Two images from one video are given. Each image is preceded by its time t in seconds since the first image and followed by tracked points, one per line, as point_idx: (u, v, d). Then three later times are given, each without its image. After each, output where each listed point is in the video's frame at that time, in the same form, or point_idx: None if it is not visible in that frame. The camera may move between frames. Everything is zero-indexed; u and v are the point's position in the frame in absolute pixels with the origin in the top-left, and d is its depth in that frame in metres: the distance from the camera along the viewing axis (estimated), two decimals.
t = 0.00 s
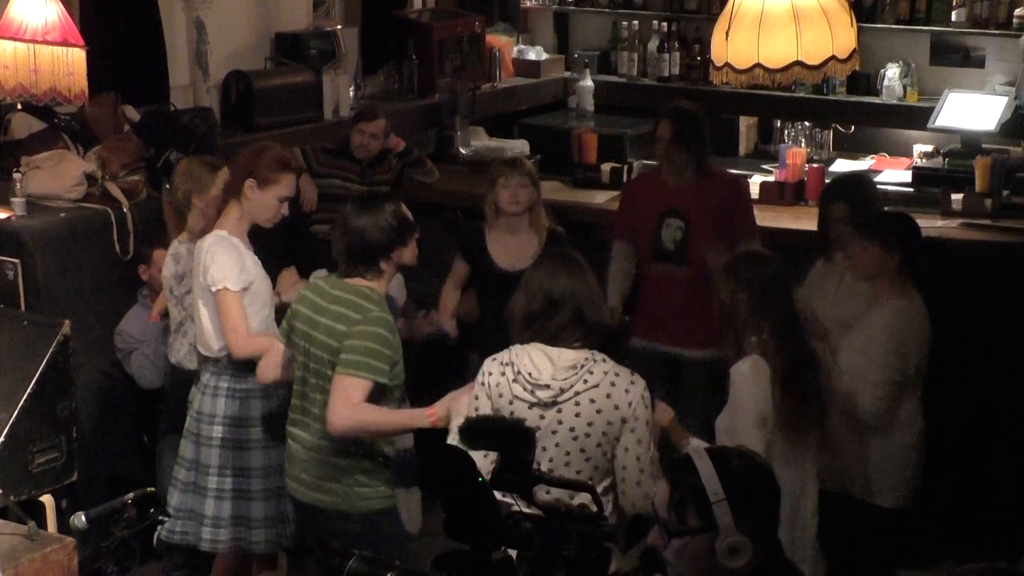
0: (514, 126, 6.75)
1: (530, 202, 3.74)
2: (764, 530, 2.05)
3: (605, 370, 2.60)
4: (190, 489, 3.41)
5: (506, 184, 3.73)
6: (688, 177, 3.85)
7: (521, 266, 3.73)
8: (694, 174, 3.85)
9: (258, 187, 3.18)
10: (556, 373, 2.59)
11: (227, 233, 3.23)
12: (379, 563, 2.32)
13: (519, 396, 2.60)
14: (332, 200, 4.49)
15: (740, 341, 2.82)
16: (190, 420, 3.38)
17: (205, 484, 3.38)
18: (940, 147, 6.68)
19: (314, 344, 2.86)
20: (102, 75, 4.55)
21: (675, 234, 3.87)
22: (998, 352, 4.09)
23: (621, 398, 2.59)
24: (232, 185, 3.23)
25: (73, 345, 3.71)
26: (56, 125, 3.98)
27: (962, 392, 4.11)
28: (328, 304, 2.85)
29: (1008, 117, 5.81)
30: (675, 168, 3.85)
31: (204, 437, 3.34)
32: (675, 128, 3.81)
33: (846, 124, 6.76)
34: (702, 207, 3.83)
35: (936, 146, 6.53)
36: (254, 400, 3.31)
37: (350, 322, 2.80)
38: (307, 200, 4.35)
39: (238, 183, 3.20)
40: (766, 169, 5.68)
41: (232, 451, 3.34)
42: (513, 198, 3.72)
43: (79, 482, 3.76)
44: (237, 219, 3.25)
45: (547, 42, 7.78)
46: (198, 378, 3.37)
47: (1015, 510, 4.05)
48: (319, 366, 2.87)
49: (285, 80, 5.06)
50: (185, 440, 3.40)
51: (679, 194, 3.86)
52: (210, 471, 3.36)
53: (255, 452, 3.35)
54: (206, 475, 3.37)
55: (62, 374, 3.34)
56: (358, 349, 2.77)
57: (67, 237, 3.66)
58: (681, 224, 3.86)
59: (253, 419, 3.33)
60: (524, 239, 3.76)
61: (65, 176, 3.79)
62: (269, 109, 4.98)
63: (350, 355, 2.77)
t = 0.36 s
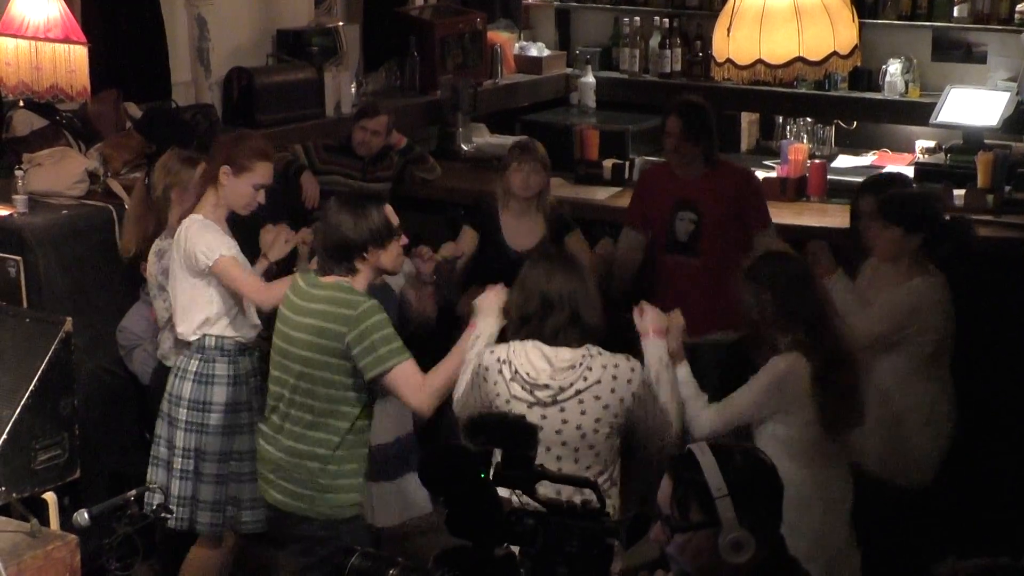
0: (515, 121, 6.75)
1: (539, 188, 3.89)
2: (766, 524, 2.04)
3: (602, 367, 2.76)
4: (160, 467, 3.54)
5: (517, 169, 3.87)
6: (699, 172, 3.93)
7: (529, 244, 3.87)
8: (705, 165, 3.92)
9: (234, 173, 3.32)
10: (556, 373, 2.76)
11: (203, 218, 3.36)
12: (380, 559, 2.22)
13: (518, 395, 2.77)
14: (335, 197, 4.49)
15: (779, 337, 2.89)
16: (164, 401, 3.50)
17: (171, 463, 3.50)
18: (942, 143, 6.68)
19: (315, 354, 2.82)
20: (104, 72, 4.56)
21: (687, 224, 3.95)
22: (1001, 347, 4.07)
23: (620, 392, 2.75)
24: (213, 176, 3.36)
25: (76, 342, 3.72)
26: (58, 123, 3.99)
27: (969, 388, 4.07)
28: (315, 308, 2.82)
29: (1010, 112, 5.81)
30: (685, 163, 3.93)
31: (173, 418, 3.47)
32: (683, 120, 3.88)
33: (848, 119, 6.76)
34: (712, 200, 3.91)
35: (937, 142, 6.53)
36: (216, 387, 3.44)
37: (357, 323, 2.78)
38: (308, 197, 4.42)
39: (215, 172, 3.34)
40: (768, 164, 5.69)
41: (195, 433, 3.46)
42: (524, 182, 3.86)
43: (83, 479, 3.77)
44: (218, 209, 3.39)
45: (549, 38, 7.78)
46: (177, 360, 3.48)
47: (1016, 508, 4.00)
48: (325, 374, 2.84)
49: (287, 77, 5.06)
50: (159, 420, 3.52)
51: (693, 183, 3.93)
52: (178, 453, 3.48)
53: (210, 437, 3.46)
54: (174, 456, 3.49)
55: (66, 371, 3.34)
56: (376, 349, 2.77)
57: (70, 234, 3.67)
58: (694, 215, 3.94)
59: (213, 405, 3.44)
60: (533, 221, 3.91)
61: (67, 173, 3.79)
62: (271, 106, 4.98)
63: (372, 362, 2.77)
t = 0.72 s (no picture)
0: (517, 117, 6.75)
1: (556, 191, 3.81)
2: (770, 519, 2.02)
3: (594, 366, 2.77)
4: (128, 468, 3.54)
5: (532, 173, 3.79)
6: (711, 162, 3.83)
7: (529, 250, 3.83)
8: (717, 156, 3.83)
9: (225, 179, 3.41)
10: (551, 371, 2.76)
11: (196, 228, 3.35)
12: (382, 555, 2.19)
13: (516, 396, 2.76)
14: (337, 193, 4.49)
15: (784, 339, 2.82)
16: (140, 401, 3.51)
17: (140, 464, 3.51)
18: (945, 136, 6.67)
19: (287, 350, 2.96)
20: (106, 67, 4.55)
21: (701, 215, 3.87)
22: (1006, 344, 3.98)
23: (611, 391, 2.75)
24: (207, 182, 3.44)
25: (78, 339, 3.72)
26: (60, 119, 3.98)
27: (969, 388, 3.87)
28: (300, 308, 2.95)
29: (1013, 105, 5.80)
30: (695, 152, 3.84)
31: (147, 419, 3.48)
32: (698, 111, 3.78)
33: (851, 113, 6.75)
34: (722, 193, 3.82)
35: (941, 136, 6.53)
36: (192, 392, 3.46)
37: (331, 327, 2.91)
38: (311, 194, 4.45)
39: (207, 178, 3.43)
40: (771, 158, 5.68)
41: (167, 436, 3.47)
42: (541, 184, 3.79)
43: (86, 476, 3.76)
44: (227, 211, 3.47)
45: (551, 33, 7.77)
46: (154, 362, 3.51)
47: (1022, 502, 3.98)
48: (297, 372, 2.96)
49: (289, 73, 5.06)
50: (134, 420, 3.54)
51: (704, 174, 3.84)
52: (147, 453, 3.49)
53: (184, 439, 3.47)
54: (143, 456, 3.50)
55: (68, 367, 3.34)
56: (341, 360, 2.88)
57: (72, 230, 3.67)
58: (707, 206, 3.85)
59: (189, 410, 3.46)
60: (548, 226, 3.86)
61: (69, 170, 3.79)
62: (272, 102, 4.97)
63: (336, 371, 2.88)
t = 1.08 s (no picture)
0: (521, 112, 6.75)
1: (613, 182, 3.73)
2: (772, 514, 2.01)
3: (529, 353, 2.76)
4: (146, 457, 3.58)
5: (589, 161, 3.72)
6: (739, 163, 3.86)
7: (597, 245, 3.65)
8: (739, 159, 3.86)
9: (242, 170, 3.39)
10: (483, 356, 2.76)
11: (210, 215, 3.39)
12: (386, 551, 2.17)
13: (446, 381, 2.76)
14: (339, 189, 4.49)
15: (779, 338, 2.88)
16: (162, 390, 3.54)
17: (163, 455, 3.54)
18: (949, 132, 6.67)
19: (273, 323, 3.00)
20: (109, 63, 4.55)
21: (723, 219, 3.91)
22: (1005, 338, 3.93)
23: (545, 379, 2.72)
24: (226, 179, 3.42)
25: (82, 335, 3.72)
26: (64, 116, 3.99)
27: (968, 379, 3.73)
28: (287, 282, 2.99)
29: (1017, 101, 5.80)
30: (723, 154, 3.87)
31: (168, 409, 3.52)
32: (717, 114, 3.82)
33: (854, 109, 6.75)
34: (744, 194, 3.86)
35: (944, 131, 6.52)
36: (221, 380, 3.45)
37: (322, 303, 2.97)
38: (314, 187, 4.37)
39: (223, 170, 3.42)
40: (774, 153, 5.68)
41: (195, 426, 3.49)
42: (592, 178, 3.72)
43: (90, 472, 3.77)
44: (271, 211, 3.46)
45: (555, 29, 7.77)
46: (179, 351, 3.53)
47: None
48: (283, 346, 3.01)
49: (292, 69, 5.06)
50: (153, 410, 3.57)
51: (724, 177, 3.89)
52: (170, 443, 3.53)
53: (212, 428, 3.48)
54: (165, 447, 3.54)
55: (73, 364, 3.33)
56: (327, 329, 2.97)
57: (76, 226, 3.67)
58: (728, 210, 3.90)
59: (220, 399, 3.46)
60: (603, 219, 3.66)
61: (73, 167, 3.79)
62: (275, 98, 4.97)
63: (322, 338, 2.96)
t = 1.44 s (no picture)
0: (522, 109, 6.75)
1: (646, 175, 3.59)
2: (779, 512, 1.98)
3: (488, 344, 2.68)
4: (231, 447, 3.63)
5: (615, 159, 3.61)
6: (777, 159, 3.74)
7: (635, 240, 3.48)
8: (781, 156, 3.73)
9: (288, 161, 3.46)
10: (442, 344, 2.71)
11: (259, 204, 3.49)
12: (387, 547, 2.16)
13: (406, 363, 2.73)
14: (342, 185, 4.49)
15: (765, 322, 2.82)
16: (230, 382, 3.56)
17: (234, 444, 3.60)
18: (950, 129, 6.67)
19: (286, 311, 2.98)
20: (111, 60, 4.55)
21: (762, 217, 3.77)
22: (1005, 337, 3.71)
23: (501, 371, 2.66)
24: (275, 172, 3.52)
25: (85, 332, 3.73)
26: (66, 112, 3.99)
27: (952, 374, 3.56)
28: (295, 273, 2.97)
29: (1018, 98, 5.80)
30: (762, 149, 3.73)
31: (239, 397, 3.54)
32: (757, 113, 3.66)
33: (856, 106, 6.75)
34: (779, 189, 3.75)
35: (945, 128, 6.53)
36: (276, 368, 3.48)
37: (331, 289, 2.93)
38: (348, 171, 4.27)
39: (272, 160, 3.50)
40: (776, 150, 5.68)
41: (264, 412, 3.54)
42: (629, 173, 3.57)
43: (93, 469, 3.77)
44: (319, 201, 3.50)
45: (556, 26, 7.78)
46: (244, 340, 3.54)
47: None
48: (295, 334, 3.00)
49: (294, 66, 5.06)
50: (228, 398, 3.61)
51: (765, 174, 3.75)
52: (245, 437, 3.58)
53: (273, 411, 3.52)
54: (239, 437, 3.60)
55: (75, 360, 3.33)
56: (333, 317, 2.93)
57: (78, 222, 3.67)
58: (768, 206, 3.76)
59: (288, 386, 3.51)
60: (640, 212, 3.51)
61: (75, 163, 3.79)
62: (277, 95, 4.98)
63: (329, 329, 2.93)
